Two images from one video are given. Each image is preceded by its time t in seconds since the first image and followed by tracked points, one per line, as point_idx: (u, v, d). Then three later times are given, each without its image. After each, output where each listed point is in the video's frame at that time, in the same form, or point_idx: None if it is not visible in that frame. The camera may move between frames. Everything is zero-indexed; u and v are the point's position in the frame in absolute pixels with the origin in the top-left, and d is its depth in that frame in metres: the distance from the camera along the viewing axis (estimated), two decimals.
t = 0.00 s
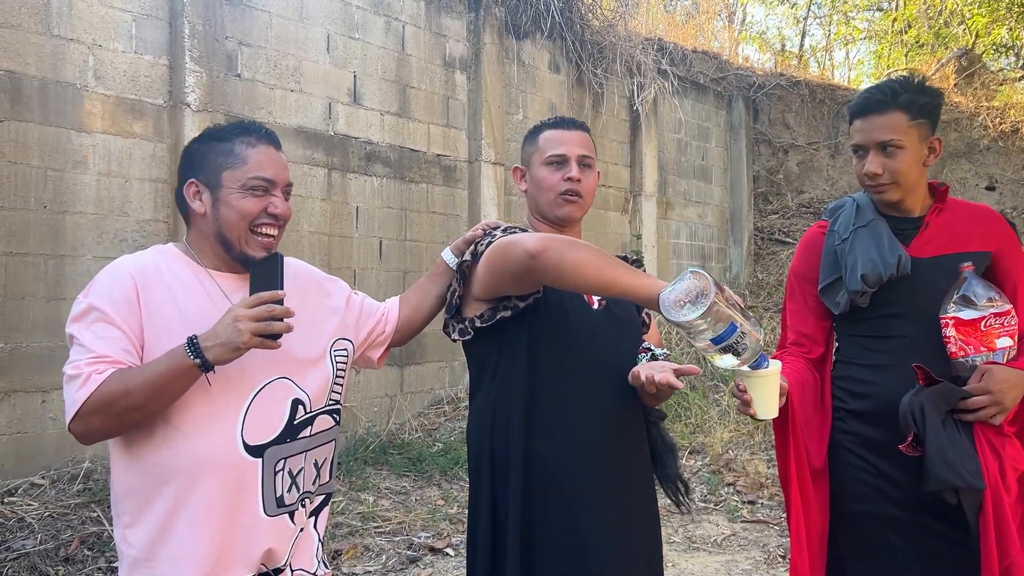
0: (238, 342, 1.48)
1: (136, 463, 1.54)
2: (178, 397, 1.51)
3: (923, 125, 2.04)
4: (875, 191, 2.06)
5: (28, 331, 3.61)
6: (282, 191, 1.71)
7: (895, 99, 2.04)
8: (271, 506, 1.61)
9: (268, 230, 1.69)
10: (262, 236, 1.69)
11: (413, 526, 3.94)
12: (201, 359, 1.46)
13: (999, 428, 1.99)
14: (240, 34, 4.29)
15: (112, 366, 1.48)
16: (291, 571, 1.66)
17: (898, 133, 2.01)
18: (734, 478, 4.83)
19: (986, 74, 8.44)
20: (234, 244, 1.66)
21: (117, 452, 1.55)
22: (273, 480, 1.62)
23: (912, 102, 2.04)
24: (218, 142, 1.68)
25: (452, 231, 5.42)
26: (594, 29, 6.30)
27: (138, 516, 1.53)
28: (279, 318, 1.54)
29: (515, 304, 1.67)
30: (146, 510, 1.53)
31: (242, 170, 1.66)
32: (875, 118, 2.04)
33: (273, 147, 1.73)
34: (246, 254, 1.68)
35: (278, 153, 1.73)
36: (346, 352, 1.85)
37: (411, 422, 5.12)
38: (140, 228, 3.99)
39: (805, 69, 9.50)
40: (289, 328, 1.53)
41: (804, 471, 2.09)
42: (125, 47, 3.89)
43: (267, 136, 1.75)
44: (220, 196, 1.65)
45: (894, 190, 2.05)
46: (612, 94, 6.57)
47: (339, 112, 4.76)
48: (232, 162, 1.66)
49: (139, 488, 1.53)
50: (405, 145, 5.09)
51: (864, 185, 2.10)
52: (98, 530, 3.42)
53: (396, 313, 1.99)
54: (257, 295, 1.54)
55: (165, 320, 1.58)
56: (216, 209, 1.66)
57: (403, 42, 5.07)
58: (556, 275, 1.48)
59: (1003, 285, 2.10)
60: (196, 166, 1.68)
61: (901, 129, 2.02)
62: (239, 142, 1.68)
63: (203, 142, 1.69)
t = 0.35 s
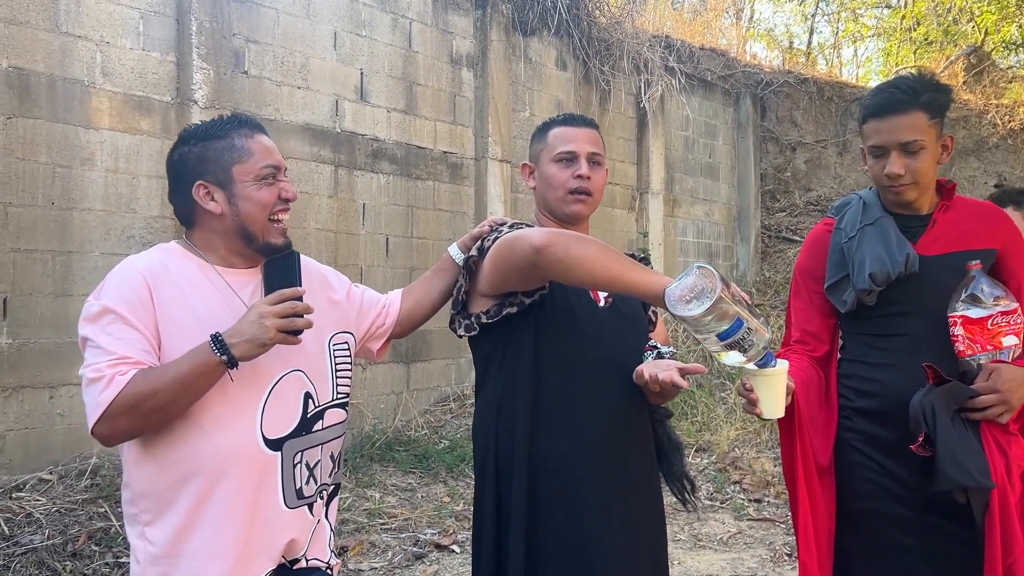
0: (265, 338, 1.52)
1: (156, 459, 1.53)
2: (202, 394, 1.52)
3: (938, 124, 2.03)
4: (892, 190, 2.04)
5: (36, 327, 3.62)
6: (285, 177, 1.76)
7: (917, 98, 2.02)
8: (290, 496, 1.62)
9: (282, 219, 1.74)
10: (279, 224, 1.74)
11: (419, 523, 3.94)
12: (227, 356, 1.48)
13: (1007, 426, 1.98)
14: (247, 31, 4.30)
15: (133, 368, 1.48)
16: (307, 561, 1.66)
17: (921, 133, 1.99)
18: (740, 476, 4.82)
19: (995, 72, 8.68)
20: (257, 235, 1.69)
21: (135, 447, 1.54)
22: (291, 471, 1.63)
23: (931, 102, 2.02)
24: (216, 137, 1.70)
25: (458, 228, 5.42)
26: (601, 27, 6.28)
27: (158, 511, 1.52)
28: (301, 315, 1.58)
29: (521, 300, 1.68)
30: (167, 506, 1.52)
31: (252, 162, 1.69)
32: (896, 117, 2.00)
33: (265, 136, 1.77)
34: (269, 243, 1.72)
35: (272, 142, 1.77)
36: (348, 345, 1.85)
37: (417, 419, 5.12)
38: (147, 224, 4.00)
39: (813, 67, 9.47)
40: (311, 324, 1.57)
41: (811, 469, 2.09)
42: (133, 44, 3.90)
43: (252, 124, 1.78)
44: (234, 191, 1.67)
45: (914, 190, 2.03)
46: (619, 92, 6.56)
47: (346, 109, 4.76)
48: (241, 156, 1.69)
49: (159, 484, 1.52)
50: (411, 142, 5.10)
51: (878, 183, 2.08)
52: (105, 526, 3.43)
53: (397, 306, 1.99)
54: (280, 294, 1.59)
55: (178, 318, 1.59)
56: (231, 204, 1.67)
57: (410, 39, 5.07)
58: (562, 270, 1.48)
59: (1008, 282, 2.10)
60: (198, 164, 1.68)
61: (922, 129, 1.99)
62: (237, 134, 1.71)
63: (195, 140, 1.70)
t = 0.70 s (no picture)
0: (277, 325, 1.54)
1: (163, 450, 1.53)
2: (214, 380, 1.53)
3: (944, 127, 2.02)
4: (903, 195, 2.03)
5: (39, 322, 3.63)
6: (287, 173, 1.77)
7: (927, 104, 2.00)
8: (293, 488, 1.63)
9: (286, 214, 1.75)
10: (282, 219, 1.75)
11: (421, 519, 3.95)
12: (241, 342, 1.50)
13: (1007, 425, 1.99)
14: (251, 27, 4.30)
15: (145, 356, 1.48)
16: (309, 556, 1.67)
17: (932, 138, 1.99)
18: (742, 474, 4.83)
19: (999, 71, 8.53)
20: (263, 231, 1.71)
21: (141, 437, 1.54)
22: (295, 463, 1.63)
23: (940, 106, 2.01)
24: (218, 135, 1.71)
25: (461, 225, 5.42)
26: (605, 24, 6.27)
27: (160, 503, 1.53)
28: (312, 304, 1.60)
29: (520, 297, 1.68)
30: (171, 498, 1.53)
31: (254, 159, 1.70)
32: (908, 124, 1.98)
33: (266, 132, 1.77)
34: (275, 239, 1.73)
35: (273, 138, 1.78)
36: (349, 341, 1.85)
37: (420, 416, 5.13)
38: (151, 220, 4.01)
39: (817, 64, 9.45)
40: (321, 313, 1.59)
41: (811, 467, 2.09)
42: (136, 40, 3.91)
43: (253, 120, 1.79)
44: (238, 188, 1.68)
45: (924, 193, 2.04)
46: (623, 89, 6.55)
47: (349, 105, 4.76)
48: (243, 152, 1.70)
49: (166, 475, 1.53)
50: (415, 139, 5.10)
51: (885, 186, 2.07)
52: (108, 520, 3.46)
53: (399, 304, 1.99)
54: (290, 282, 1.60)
55: (185, 311, 1.59)
56: (235, 201, 1.69)
57: (413, 35, 5.07)
58: (564, 268, 1.48)
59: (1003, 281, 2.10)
60: (201, 162, 1.70)
61: (932, 134, 1.99)
62: (238, 131, 1.72)
63: (197, 138, 1.71)
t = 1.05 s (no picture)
0: (323, 268, 1.61)
1: (186, 432, 1.55)
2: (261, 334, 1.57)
3: (933, 127, 2.02)
4: (884, 192, 2.04)
5: (36, 316, 3.63)
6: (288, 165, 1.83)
7: (912, 102, 2.00)
8: (305, 474, 1.67)
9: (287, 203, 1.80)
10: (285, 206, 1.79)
11: (418, 515, 3.96)
12: (291, 283, 1.56)
13: (999, 423, 2.00)
14: (251, 22, 4.29)
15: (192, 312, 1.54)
16: (319, 544, 1.71)
17: (914, 137, 1.98)
18: (738, 471, 4.83)
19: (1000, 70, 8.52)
20: (264, 219, 1.75)
21: (167, 416, 1.56)
22: (307, 450, 1.67)
23: (926, 105, 2.01)
24: (222, 126, 1.77)
25: (460, 221, 5.42)
26: (606, 21, 6.27)
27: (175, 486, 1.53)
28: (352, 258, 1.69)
29: (513, 290, 1.69)
30: (186, 483, 1.53)
31: (256, 148, 1.76)
32: (890, 120, 1.99)
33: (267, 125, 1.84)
34: (276, 224, 1.77)
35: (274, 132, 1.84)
36: (347, 334, 1.89)
37: (417, 411, 5.13)
38: (149, 214, 4.01)
39: (818, 63, 9.45)
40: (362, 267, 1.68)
41: (807, 464, 2.08)
42: (136, 34, 3.90)
43: (255, 115, 1.85)
44: (240, 176, 1.74)
45: (904, 192, 2.04)
46: (622, 86, 6.55)
47: (349, 101, 4.76)
48: (245, 142, 1.75)
49: (186, 458, 1.54)
50: (414, 135, 5.10)
51: (870, 183, 2.08)
52: (105, 514, 3.47)
53: (392, 297, 2.01)
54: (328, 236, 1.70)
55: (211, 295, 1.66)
56: (237, 189, 1.74)
57: (413, 31, 5.06)
58: (556, 262, 1.48)
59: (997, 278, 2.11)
60: (205, 153, 1.75)
61: (915, 134, 1.99)
62: (241, 123, 1.78)
63: (201, 130, 1.78)
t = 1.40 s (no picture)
0: (391, 228, 1.65)
1: (266, 421, 1.52)
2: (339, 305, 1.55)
3: (928, 123, 2.01)
4: (880, 189, 2.03)
5: (25, 311, 3.60)
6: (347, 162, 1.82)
7: (906, 98, 1.99)
8: (373, 462, 1.66)
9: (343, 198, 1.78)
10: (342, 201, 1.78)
11: (408, 512, 3.94)
12: (364, 244, 1.56)
13: (994, 422, 1.98)
14: (243, 15, 4.26)
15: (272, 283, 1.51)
16: (376, 540, 1.67)
17: (908, 134, 1.97)
18: (731, 469, 4.83)
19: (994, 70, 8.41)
20: (324, 211, 1.73)
21: (244, 405, 1.53)
22: (374, 438, 1.68)
23: (921, 102, 2.00)
24: (287, 120, 1.75)
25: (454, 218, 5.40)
26: (601, 18, 6.25)
27: (253, 468, 1.49)
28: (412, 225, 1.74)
29: (499, 285, 1.69)
30: (267, 474, 1.50)
31: (321, 142, 1.75)
32: (884, 116, 1.98)
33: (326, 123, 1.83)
34: (334, 218, 1.75)
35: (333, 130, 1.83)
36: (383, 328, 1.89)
37: (410, 408, 5.11)
38: (140, 209, 3.97)
39: (812, 62, 9.45)
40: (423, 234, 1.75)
41: (799, 461, 2.08)
42: (127, 26, 3.88)
43: (313, 111, 1.84)
44: (305, 168, 1.72)
45: (899, 188, 2.02)
46: (617, 83, 6.53)
47: (342, 96, 4.73)
48: (311, 136, 1.74)
49: (265, 448, 1.51)
50: (407, 130, 5.07)
51: (864, 179, 2.06)
52: (93, 510, 3.45)
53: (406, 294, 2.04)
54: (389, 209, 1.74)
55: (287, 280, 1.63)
56: (302, 180, 1.71)
57: (407, 26, 5.04)
58: (546, 255, 1.46)
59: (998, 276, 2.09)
60: (269, 144, 1.73)
61: (909, 130, 1.97)
62: (305, 118, 1.77)
63: (265, 122, 1.76)
